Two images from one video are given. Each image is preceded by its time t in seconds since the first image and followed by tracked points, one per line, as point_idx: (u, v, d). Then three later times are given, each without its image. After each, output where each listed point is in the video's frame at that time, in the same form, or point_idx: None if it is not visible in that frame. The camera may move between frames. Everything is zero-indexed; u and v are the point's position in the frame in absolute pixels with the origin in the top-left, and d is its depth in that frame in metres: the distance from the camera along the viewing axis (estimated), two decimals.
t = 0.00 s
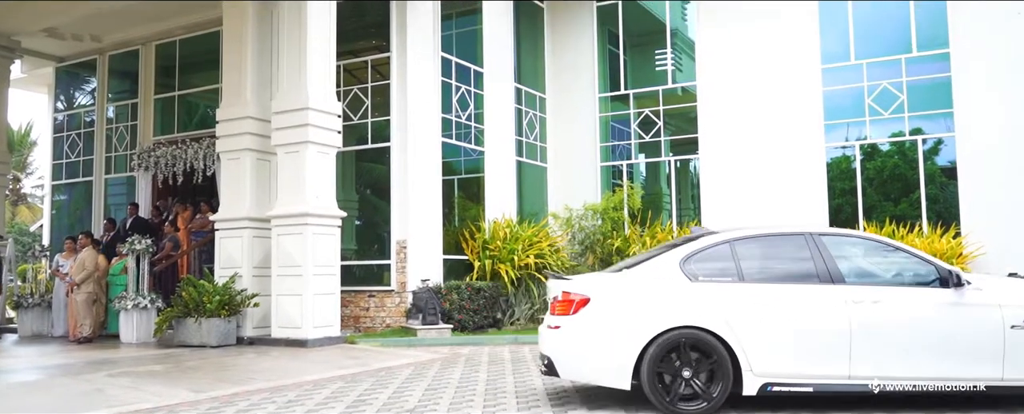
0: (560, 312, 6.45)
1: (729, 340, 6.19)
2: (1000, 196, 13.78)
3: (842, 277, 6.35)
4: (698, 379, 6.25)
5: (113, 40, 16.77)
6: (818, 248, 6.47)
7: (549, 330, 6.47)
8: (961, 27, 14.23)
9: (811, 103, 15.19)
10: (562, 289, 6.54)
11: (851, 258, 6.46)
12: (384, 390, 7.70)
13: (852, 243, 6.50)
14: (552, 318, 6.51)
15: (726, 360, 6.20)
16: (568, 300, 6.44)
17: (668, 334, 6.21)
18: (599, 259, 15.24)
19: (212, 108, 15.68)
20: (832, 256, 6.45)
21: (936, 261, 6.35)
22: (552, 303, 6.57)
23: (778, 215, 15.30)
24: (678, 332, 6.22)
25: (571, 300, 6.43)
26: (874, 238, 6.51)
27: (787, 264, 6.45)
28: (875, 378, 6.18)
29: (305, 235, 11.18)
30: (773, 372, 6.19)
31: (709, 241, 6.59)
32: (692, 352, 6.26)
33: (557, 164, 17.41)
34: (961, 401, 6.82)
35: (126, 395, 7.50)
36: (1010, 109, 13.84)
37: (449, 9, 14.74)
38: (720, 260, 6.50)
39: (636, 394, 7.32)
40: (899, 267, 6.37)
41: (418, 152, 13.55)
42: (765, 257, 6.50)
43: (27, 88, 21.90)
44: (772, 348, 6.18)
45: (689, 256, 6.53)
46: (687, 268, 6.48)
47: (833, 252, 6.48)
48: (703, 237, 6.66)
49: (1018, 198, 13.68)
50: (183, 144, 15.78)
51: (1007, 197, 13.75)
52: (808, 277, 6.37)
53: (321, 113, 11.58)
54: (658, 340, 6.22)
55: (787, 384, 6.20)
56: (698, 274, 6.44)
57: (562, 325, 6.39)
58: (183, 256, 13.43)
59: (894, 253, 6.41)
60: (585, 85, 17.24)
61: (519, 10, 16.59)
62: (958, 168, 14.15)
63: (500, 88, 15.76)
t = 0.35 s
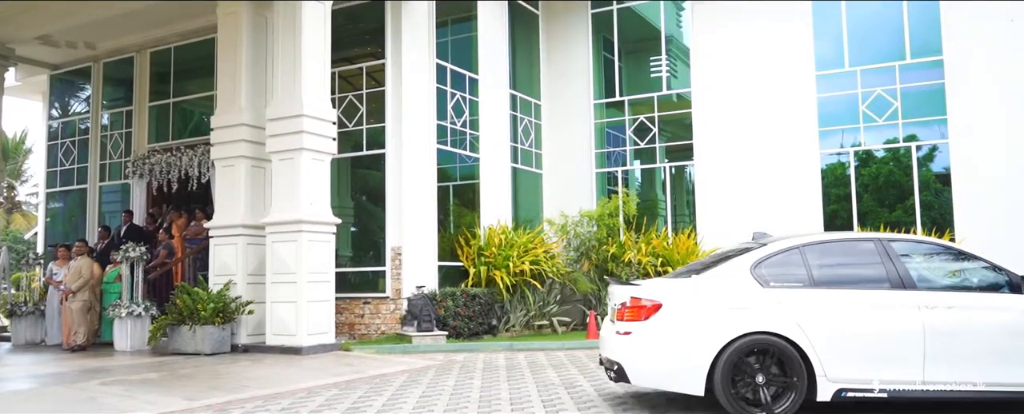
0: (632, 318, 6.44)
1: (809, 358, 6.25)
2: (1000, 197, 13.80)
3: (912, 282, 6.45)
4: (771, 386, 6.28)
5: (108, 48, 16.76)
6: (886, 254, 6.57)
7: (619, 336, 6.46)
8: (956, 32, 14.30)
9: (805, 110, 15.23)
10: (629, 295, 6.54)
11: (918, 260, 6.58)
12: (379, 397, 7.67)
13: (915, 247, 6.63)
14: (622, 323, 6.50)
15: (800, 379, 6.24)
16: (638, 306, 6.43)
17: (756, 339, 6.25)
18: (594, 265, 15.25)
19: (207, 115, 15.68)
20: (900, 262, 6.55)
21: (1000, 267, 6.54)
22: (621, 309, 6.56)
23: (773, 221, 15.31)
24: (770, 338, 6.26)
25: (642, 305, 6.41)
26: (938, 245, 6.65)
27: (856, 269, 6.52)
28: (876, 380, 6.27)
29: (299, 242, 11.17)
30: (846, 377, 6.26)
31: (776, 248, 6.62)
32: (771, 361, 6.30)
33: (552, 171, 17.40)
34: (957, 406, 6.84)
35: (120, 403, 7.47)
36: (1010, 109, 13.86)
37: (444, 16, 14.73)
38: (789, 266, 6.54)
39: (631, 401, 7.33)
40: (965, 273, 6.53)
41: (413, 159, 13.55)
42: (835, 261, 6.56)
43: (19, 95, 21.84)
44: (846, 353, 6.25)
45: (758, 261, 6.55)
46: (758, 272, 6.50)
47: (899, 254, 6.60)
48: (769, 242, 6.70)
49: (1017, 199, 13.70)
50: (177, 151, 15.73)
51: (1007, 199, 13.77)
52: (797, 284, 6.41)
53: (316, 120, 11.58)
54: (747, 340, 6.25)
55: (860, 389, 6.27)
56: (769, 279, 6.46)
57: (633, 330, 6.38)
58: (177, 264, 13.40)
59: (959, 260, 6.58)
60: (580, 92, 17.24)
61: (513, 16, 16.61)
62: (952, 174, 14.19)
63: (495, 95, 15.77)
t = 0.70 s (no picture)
0: (701, 318, 6.52)
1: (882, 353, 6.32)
2: (995, 197, 13.87)
3: (982, 283, 6.53)
4: (836, 385, 6.33)
5: (101, 48, 16.70)
6: (955, 255, 6.63)
7: (689, 336, 6.54)
8: (947, 34, 14.38)
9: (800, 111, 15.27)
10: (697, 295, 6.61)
11: (987, 259, 6.66)
12: (372, 399, 7.66)
13: (983, 247, 6.70)
14: (691, 324, 6.58)
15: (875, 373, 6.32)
16: (708, 307, 6.51)
17: (822, 341, 6.30)
18: (588, 265, 15.32)
19: (201, 116, 15.65)
20: (970, 263, 6.61)
21: None
22: (689, 309, 6.63)
23: (766, 221, 15.35)
24: (839, 337, 6.32)
25: (712, 306, 6.49)
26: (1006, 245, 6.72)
27: (927, 270, 6.58)
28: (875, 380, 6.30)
29: (293, 243, 11.15)
30: (918, 379, 6.35)
31: (844, 250, 6.68)
32: (848, 369, 6.37)
33: (546, 172, 17.38)
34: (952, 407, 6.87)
35: (113, 406, 7.46)
36: (1010, 109, 13.90)
37: (438, 17, 14.73)
38: (860, 267, 6.60)
39: (625, 402, 7.35)
40: None
41: (407, 160, 13.54)
42: (904, 262, 6.63)
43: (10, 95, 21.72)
44: (918, 355, 6.33)
45: (828, 262, 6.61)
46: (829, 274, 6.56)
47: (966, 252, 6.68)
48: (838, 243, 6.75)
49: (1011, 200, 13.77)
50: (171, 152, 15.69)
51: (1007, 198, 13.82)
52: (784, 284, 6.48)
53: (310, 121, 11.57)
54: (813, 344, 6.31)
55: (932, 390, 6.37)
56: (841, 280, 6.53)
57: (703, 331, 6.46)
58: (170, 265, 13.36)
59: None
60: (574, 92, 17.22)
61: (508, 17, 16.59)
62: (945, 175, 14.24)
63: (489, 96, 15.76)
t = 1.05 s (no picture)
0: (771, 316, 6.41)
1: (954, 346, 6.18)
2: (987, 197, 13.93)
3: None
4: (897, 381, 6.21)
5: (93, 48, 16.64)
6: None
7: (757, 335, 6.44)
8: (939, 35, 14.47)
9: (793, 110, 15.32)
10: (766, 293, 6.52)
11: None
12: (366, 399, 7.64)
13: None
14: (760, 322, 6.47)
15: (947, 360, 6.19)
16: (778, 305, 6.40)
17: (878, 348, 6.20)
18: (582, 265, 15.32)
19: (194, 115, 15.61)
20: None
21: None
22: (757, 308, 6.54)
23: (759, 221, 15.40)
24: (897, 337, 6.20)
25: (783, 304, 6.38)
26: None
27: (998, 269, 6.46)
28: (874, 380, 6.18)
29: (286, 243, 11.14)
30: (991, 376, 6.20)
31: (913, 249, 6.57)
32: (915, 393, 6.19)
33: (540, 171, 17.38)
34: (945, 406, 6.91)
35: (104, 406, 7.43)
36: (1002, 109, 13.95)
37: (432, 17, 14.74)
38: (930, 266, 6.49)
39: (619, 402, 7.35)
40: None
41: (400, 160, 13.53)
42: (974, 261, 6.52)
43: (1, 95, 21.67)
44: (990, 352, 6.19)
45: (898, 260, 6.51)
46: (898, 272, 6.45)
47: None
48: (906, 242, 6.65)
49: (1003, 200, 13.83)
50: (163, 151, 15.66)
51: (1004, 198, 13.82)
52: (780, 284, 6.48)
53: (302, 120, 11.54)
54: (870, 355, 6.20)
55: (1005, 388, 6.22)
56: (912, 279, 6.42)
57: (774, 329, 6.35)
58: (163, 265, 13.34)
59: None
60: (567, 92, 17.21)
61: (501, 17, 16.59)
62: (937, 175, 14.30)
63: (483, 96, 15.75)
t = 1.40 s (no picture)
0: (840, 316, 6.37)
1: None
2: (980, 197, 13.99)
3: None
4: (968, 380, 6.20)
5: (86, 47, 16.58)
6: None
7: (827, 334, 6.40)
8: (932, 35, 14.52)
9: (787, 110, 15.37)
10: (836, 291, 6.47)
11: None
12: (360, 399, 7.63)
13: None
14: (829, 321, 6.43)
15: (1020, 358, 6.22)
16: (848, 305, 6.36)
17: (947, 350, 6.20)
18: (576, 264, 15.30)
19: (187, 114, 15.56)
20: None
21: None
22: (826, 307, 6.49)
23: (753, 221, 15.44)
24: (971, 335, 6.21)
25: (852, 304, 6.34)
26: None
27: None
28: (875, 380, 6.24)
29: (280, 242, 11.13)
30: None
31: (983, 246, 6.59)
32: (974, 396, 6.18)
33: (534, 171, 17.37)
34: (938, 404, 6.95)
35: (97, 406, 7.41)
36: (995, 109, 14.01)
37: (426, 16, 14.73)
38: (998, 263, 6.52)
39: (614, 402, 7.35)
40: None
41: (395, 159, 13.51)
42: None
43: None
44: None
45: (968, 257, 6.52)
46: (968, 270, 6.47)
47: None
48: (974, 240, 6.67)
49: (995, 200, 13.89)
50: (156, 151, 15.61)
51: (998, 198, 13.87)
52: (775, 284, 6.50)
53: (297, 120, 11.52)
54: (938, 358, 6.21)
55: None
56: (982, 276, 6.44)
57: (845, 329, 6.31)
58: (156, 265, 13.31)
59: None
60: (561, 92, 17.19)
61: (496, 17, 16.59)
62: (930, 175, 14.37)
63: (477, 95, 15.74)
